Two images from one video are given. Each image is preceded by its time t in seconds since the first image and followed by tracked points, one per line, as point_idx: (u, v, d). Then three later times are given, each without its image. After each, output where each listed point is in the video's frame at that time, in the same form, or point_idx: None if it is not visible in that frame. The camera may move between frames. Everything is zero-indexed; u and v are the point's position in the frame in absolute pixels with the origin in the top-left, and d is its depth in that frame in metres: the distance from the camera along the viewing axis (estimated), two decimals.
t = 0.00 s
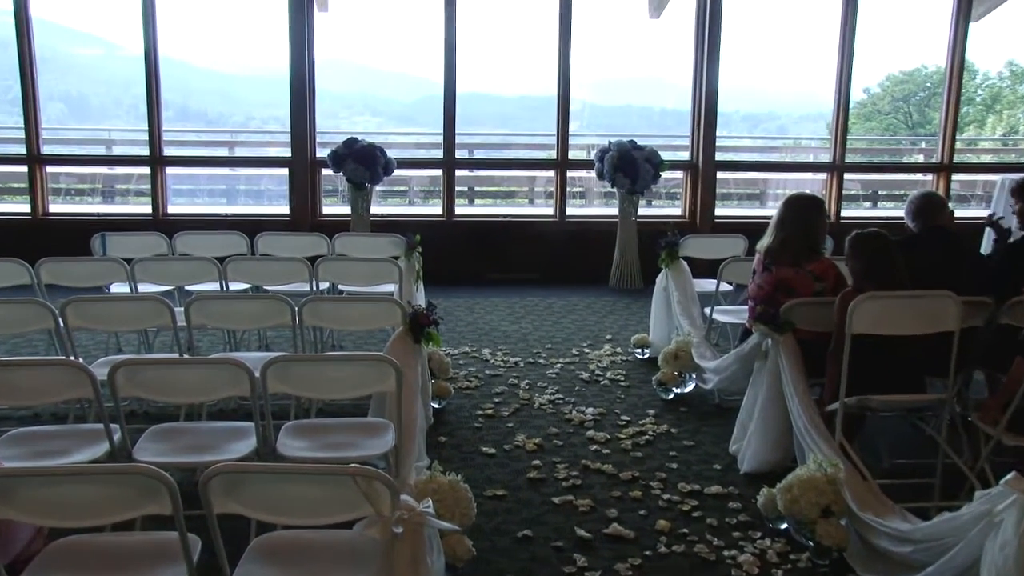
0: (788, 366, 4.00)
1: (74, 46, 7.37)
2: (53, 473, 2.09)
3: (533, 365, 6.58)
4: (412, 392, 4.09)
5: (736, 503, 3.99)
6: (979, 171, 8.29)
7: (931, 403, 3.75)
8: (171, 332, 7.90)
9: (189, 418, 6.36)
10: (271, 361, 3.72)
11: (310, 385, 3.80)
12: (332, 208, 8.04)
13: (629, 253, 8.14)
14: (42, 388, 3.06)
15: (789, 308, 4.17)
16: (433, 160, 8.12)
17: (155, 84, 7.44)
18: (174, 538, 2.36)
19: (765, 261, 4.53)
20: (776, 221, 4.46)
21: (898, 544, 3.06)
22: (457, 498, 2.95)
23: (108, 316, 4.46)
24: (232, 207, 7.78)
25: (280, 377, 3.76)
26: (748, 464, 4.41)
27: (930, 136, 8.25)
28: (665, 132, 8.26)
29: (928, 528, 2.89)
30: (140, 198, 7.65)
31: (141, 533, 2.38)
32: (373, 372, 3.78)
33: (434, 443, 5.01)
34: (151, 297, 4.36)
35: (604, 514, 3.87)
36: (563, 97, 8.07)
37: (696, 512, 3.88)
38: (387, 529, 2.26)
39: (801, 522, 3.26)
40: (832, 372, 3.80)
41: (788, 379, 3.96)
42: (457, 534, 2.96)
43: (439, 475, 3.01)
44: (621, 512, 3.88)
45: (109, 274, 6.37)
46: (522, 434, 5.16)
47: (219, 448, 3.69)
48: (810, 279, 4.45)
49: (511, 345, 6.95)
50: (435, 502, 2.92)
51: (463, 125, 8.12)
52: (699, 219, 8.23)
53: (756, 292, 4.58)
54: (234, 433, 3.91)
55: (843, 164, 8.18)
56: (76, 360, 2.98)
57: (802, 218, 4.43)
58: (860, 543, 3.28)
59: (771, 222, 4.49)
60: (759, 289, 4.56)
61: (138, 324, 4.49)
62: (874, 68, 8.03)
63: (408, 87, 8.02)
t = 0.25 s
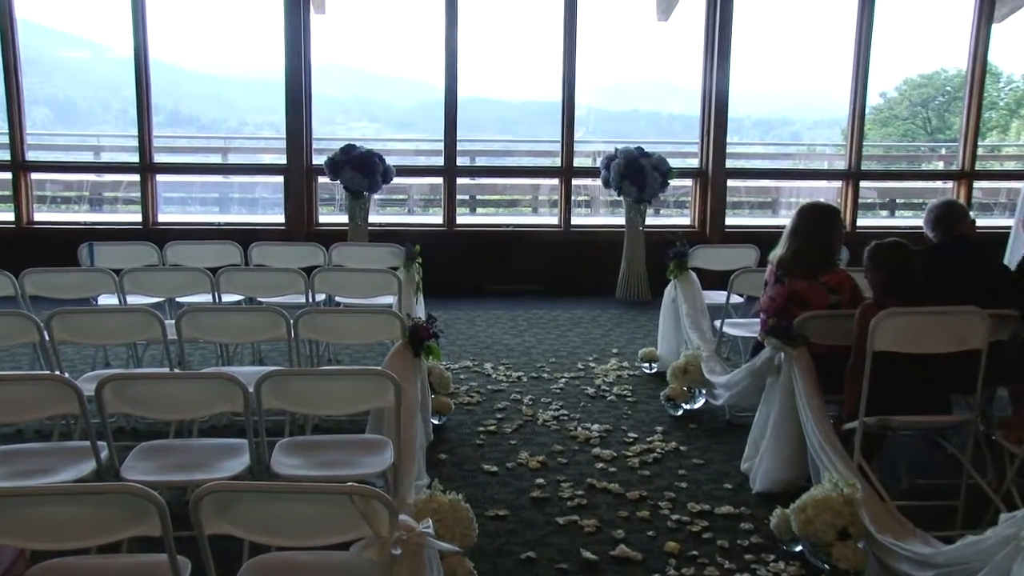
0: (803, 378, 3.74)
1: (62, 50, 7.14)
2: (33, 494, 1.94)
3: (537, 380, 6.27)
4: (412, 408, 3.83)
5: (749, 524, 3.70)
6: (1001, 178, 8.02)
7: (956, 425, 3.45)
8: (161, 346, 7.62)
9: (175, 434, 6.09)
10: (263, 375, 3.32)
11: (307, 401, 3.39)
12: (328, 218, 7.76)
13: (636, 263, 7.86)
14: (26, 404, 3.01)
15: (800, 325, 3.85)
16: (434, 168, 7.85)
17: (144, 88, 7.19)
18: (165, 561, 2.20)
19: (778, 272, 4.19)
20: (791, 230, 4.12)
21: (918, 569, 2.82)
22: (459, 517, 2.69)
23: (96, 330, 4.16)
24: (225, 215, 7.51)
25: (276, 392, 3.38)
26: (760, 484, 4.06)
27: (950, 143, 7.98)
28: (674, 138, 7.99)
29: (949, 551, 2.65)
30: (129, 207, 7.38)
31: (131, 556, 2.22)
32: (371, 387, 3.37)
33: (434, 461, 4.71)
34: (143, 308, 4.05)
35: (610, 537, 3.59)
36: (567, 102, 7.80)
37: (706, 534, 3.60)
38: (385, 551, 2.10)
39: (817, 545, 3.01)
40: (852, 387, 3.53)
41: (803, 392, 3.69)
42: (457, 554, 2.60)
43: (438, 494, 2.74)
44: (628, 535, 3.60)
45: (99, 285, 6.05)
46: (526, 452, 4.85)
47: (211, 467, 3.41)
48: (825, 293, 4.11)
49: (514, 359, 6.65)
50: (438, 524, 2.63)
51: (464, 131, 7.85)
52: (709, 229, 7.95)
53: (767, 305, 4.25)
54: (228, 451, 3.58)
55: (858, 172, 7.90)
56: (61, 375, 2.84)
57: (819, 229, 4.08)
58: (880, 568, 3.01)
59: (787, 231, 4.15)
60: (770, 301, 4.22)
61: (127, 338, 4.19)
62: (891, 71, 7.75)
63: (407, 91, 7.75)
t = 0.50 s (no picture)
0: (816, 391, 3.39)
1: (43, 47, 6.85)
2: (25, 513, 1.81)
3: (541, 393, 5.94)
4: (411, 421, 3.67)
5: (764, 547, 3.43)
6: None
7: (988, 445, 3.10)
8: (149, 358, 7.31)
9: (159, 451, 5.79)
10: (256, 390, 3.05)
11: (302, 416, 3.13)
12: (323, 225, 7.45)
13: (643, 272, 7.55)
14: (11, 421, 2.63)
15: (812, 335, 3.53)
16: (433, 173, 7.56)
17: (132, 88, 6.91)
18: None
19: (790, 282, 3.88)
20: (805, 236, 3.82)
21: None
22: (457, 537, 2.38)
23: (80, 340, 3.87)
24: (215, 222, 7.21)
25: (267, 409, 3.09)
26: (774, 502, 3.77)
27: (974, 146, 7.68)
28: (683, 142, 7.69)
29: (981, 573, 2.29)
30: (116, 212, 7.08)
31: None
32: (369, 402, 3.09)
33: (432, 478, 4.37)
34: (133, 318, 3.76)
35: (619, 556, 3.36)
36: (572, 104, 7.51)
37: (718, 556, 3.37)
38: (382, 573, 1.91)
39: (835, 570, 2.64)
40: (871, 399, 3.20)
41: (817, 404, 3.36)
42: None
43: (437, 511, 2.44)
44: (637, 556, 3.37)
45: (86, 295, 5.68)
46: (528, 469, 4.52)
47: (198, 482, 3.13)
48: (841, 304, 3.77)
49: (517, 372, 6.32)
50: (434, 545, 2.35)
51: (466, 134, 7.55)
52: (720, 236, 7.64)
53: (779, 317, 3.93)
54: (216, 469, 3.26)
55: (877, 177, 7.59)
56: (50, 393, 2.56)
57: (836, 236, 3.77)
58: None
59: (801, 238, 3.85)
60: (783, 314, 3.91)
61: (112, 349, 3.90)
62: (911, 72, 7.45)
63: (405, 93, 7.46)
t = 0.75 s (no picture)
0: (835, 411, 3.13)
1: (29, 51, 6.66)
2: None
3: (547, 412, 5.60)
4: (414, 440, 3.39)
5: None
6: None
7: None
8: (138, 374, 7.01)
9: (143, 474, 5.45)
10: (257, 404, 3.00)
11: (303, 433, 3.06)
12: (320, 236, 7.17)
13: (654, 285, 7.25)
14: None
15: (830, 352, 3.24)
16: (435, 182, 7.26)
17: (121, 93, 6.66)
18: None
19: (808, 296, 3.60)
20: (823, 248, 3.54)
21: None
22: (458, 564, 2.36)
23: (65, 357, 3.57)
24: (207, 232, 6.93)
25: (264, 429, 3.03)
26: (793, 527, 3.43)
27: (1001, 154, 7.38)
28: (696, 150, 7.39)
29: None
30: (104, 222, 6.82)
31: None
32: (367, 422, 3.05)
33: (436, 500, 4.05)
34: (121, 335, 3.51)
35: None
36: (580, 109, 7.22)
37: None
38: None
39: None
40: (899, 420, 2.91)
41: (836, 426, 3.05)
42: None
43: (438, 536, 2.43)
44: None
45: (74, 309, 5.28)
46: (534, 491, 4.20)
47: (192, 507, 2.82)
48: (862, 320, 3.47)
49: (522, 390, 5.98)
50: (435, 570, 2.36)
51: (469, 142, 7.26)
52: (734, 248, 7.32)
53: (796, 333, 3.65)
54: (208, 489, 2.97)
55: (899, 186, 7.29)
56: (29, 407, 2.44)
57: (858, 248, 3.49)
58: None
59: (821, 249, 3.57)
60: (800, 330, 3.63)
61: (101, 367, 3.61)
62: (935, 77, 7.16)
63: (406, 99, 7.18)
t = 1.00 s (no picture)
0: (857, 430, 2.88)
1: (17, 55, 6.43)
2: None
3: (555, 433, 5.28)
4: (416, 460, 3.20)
5: None
6: None
7: None
8: (128, 393, 6.71)
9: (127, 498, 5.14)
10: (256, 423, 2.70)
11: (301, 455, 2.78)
12: (318, 248, 6.90)
13: (666, 300, 6.96)
14: None
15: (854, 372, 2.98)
16: (439, 192, 6.98)
17: (112, 98, 6.42)
18: None
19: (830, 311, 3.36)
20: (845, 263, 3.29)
21: None
22: None
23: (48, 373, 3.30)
24: (199, 244, 6.68)
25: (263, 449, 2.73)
26: (815, 556, 3.16)
27: None
28: (711, 159, 7.09)
29: None
30: (93, 233, 6.57)
31: None
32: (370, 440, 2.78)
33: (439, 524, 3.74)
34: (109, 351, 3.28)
35: None
36: (590, 116, 6.93)
37: None
38: None
39: None
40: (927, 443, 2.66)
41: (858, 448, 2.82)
42: None
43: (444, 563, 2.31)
44: None
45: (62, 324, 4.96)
46: (542, 514, 3.89)
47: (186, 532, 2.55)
48: (889, 337, 3.22)
49: (529, 409, 5.67)
50: None
51: (475, 150, 6.98)
52: (750, 262, 7.03)
53: (817, 351, 3.39)
54: (202, 514, 2.69)
55: (924, 197, 6.98)
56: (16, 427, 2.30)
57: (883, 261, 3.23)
58: None
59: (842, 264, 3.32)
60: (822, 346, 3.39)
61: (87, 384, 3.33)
62: (962, 83, 6.87)
63: (407, 105, 6.91)
